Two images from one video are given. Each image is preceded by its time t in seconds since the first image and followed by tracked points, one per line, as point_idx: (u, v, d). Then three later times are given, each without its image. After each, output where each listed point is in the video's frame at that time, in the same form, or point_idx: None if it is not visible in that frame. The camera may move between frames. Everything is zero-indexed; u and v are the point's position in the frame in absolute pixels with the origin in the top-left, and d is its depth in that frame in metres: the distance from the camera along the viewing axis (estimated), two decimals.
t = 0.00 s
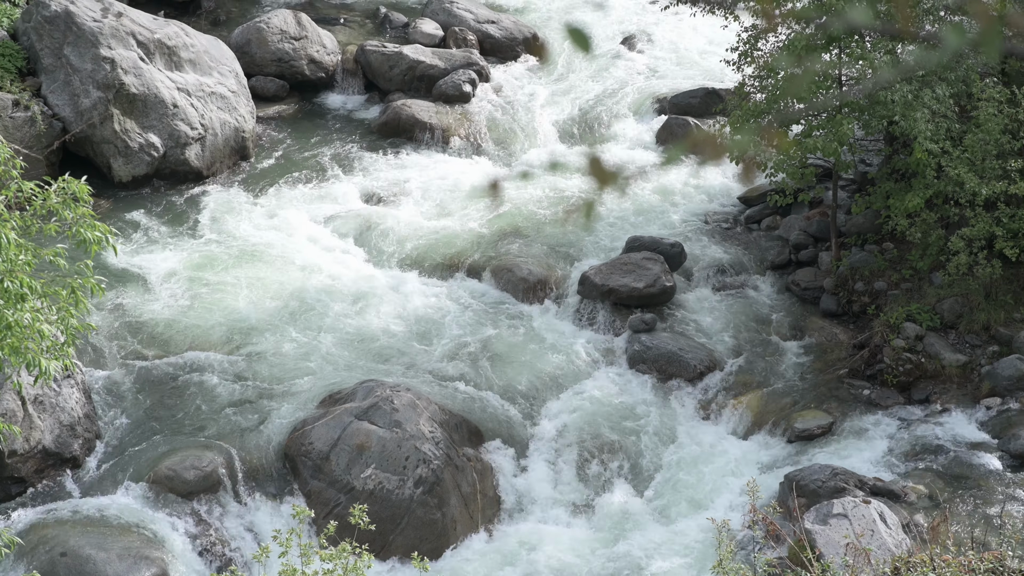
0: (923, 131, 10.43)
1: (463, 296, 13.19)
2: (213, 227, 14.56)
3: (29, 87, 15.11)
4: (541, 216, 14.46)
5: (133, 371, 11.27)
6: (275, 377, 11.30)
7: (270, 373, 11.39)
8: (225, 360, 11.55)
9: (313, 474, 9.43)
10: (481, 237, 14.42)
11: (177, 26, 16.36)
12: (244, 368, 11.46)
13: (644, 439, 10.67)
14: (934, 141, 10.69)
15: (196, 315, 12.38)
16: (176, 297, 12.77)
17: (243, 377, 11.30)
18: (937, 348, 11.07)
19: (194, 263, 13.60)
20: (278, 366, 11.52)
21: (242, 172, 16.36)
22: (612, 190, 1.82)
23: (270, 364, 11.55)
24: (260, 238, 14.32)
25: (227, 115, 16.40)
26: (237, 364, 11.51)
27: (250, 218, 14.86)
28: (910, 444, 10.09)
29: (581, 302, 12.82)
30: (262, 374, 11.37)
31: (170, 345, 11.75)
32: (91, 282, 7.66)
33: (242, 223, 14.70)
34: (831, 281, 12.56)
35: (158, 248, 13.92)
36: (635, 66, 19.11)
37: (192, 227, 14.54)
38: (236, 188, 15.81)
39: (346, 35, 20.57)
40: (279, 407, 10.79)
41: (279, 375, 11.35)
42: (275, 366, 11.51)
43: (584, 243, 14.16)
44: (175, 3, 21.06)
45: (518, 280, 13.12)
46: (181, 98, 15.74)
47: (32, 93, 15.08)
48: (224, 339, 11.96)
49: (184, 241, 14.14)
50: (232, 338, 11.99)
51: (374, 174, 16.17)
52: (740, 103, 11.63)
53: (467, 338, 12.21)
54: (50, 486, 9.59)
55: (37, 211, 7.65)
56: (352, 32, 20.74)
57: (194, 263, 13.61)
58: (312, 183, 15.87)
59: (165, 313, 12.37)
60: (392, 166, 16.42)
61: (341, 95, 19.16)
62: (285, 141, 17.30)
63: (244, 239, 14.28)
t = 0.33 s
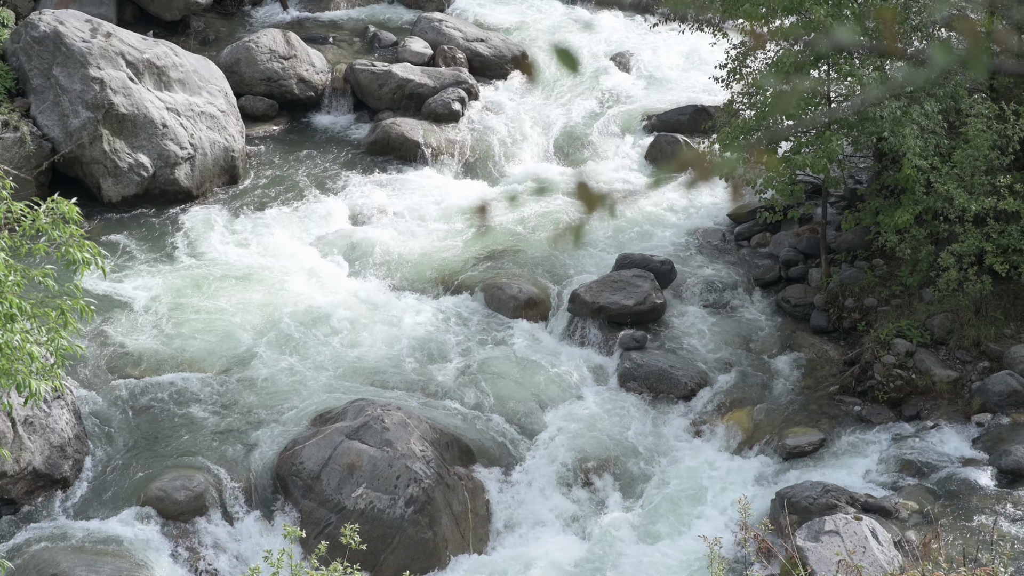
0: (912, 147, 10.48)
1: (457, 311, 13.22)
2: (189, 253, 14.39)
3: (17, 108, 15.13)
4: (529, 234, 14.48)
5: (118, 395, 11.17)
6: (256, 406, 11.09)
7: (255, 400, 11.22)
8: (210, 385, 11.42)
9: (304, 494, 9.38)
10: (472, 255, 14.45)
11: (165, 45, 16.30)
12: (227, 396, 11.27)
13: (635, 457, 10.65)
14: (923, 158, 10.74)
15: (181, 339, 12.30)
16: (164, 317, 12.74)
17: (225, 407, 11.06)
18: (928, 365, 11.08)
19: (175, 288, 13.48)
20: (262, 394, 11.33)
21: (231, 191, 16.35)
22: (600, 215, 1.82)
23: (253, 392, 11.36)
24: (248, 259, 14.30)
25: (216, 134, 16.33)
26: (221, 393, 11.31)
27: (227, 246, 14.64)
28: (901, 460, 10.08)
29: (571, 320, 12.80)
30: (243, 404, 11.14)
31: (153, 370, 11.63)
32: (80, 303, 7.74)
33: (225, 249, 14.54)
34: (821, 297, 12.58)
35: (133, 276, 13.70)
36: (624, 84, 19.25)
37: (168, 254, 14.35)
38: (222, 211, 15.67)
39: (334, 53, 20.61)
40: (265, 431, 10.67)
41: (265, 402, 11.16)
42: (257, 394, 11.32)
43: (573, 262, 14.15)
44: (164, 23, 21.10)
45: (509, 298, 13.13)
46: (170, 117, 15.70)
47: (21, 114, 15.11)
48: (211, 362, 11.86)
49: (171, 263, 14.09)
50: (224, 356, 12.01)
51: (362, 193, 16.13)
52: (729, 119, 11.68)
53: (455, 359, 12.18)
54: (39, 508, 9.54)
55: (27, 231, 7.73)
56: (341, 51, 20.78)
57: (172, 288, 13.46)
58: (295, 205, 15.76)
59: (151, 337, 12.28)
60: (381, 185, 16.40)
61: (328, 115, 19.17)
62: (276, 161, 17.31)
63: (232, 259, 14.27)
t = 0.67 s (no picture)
0: (904, 173, 10.51)
1: (450, 339, 13.19)
2: (168, 287, 14.21)
3: (10, 137, 15.18)
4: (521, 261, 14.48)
5: (108, 427, 11.09)
6: (242, 445, 10.86)
7: (243, 440, 10.95)
8: (202, 420, 11.28)
9: (297, 522, 9.31)
10: (465, 281, 14.44)
11: (158, 75, 16.46)
12: (219, 428, 11.19)
13: (628, 485, 10.59)
14: (915, 184, 10.77)
15: (169, 369, 12.20)
16: (155, 346, 12.70)
17: (212, 445, 10.84)
18: (921, 391, 11.07)
19: (160, 318, 13.36)
20: (251, 434, 11.06)
21: (224, 218, 16.41)
22: (593, 245, 1.81)
23: (240, 433, 11.08)
24: (236, 288, 14.22)
25: (209, 163, 16.46)
26: (213, 425, 11.23)
27: (206, 276, 14.52)
28: (895, 487, 10.03)
29: (565, 347, 12.77)
30: (228, 444, 10.89)
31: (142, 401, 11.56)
32: (72, 333, 7.86)
33: (208, 283, 14.34)
34: (815, 323, 12.59)
35: (120, 308, 13.59)
36: (615, 111, 19.32)
37: (147, 287, 14.21)
38: (209, 242, 15.60)
39: (327, 82, 20.71)
40: (255, 463, 10.56)
41: (258, 445, 10.85)
42: (246, 429, 11.14)
43: (564, 290, 14.14)
44: (156, 52, 21.19)
45: (502, 325, 13.11)
46: (163, 146, 15.76)
47: (14, 144, 15.16)
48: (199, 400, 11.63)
49: (163, 292, 14.06)
50: (217, 384, 11.95)
51: (353, 222, 16.14)
52: (721, 146, 11.74)
53: (446, 390, 12.07)
54: (31, 538, 9.47)
55: (19, 261, 7.85)
56: (333, 80, 20.86)
57: (154, 322, 13.29)
58: (287, 232, 15.84)
59: (137, 370, 12.13)
60: (373, 213, 16.42)
61: (322, 142, 19.22)
62: (269, 189, 17.35)
63: (220, 288, 14.20)
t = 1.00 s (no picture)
0: (897, 195, 10.53)
1: (444, 363, 13.17)
2: (148, 316, 14.08)
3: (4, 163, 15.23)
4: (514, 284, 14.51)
5: (99, 454, 11.06)
6: (227, 478, 10.69)
7: (226, 476, 10.74)
8: (198, 451, 11.17)
9: (291, 547, 9.26)
10: (458, 304, 14.44)
11: (151, 99, 16.51)
12: (213, 453, 11.17)
13: (622, 507, 10.53)
14: (908, 206, 10.81)
15: (161, 395, 12.17)
16: (146, 371, 12.68)
17: (197, 477, 10.70)
18: (915, 413, 11.04)
19: (151, 343, 13.35)
20: (235, 469, 10.84)
21: (217, 243, 16.41)
22: (584, 269, 1.82)
23: (225, 468, 10.87)
24: (225, 314, 14.16)
25: (202, 187, 16.48)
26: (207, 450, 11.20)
27: (194, 304, 14.43)
28: (890, 508, 9.99)
29: (559, 370, 12.76)
30: (213, 478, 10.70)
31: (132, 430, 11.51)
32: (64, 358, 8.00)
33: (188, 312, 14.20)
34: (808, 345, 12.59)
35: (111, 334, 13.55)
36: (607, 133, 19.35)
37: (125, 316, 14.08)
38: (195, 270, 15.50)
39: (320, 105, 20.77)
40: (244, 493, 10.45)
41: (246, 479, 10.66)
42: (236, 460, 10.99)
43: (557, 313, 14.14)
44: (150, 77, 21.32)
45: (495, 348, 13.12)
46: (156, 171, 15.79)
47: (7, 169, 15.19)
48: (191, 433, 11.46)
49: (154, 317, 14.04)
50: (211, 409, 11.96)
51: (348, 245, 16.16)
52: (713, 168, 11.77)
53: (435, 418, 11.98)
54: (23, 565, 9.40)
55: (12, 286, 7.99)
56: (326, 103, 20.93)
57: (139, 349, 13.20)
58: (280, 256, 15.84)
59: (127, 397, 12.09)
60: (367, 237, 16.44)
61: (316, 166, 19.30)
62: (263, 213, 17.39)
63: (209, 314, 14.15)
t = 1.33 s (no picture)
0: (889, 220, 10.56)
1: (436, 390, 13.11)
2: (127, 349, 13.84)
3: None
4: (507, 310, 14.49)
5: (88, 484, 11.01)
6: (213, 515, 10.52)
7: (207, 514, 10.53)
8: (188, 486, 11.02)
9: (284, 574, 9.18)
10: (450, 329, 14.39)
11: (144, 126, 16.57)
12: (205, 482, 11.09)
13: (615, 533, 10.46)
14: (900, 231, 10.86)
15: (151, 421, 12.13)
16: (135, 398, 12.62)
17: (175, 516, 10.48)
18: (909, 437, 11.01)
19: (141, 371, 13.28)
20: (216, 508, 10.64)
21: (210, 270, 16.36)
22: (573, 296, 1.84)
23: (207, 507, 10.66)
24: (214, 340, 14.12)
25: (195, 214, 16.49)
26: (198, 479, 11.13)
27: (182, 332, 14.33)
28: (885, 533, 9.93)
29: (551, 395, 12.72)
30: (199, 517, 10.51)
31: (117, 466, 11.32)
32: (55, 386, 8.07)
33: (172, 341, 14.09)
34: (802, 370, 12.58)
35: (101, 361, 13.49)
36: (598, 159, 19.47)
37: (106, 348, 13.89)
38: (183, 298, 15.40)
39: (312, 131, 20.85)
40: (228, 530, 10.29)
41: (227, 518, 10.47)
42: (222, 497, 10.82)
43: (549, 338, 14.12)
44: (142, 103, 21.41)
45: (489, 374, 13.08)
46: (148, 198, 15.81)
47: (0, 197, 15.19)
48: (184, 467, 11.34)
49: (144, 344, 13.98)
50: (205, 435, 11.94)
51: (341, 271, 16.15)
52: (706, 193, 11.81)
53: (426, 444, 11.93)
54: None
55: (5, 314, 8.05)
56: (318, 130, 21.01)
57: (125, 378, 13.10)
58: (274, 281, 15.85)
59: (116, 426, 12.01)
60: (360, 263, 16.44)
61: (309, 192, 19.33)
62: (256, 240, 17.40)
63: (200, 340, 14.10)
